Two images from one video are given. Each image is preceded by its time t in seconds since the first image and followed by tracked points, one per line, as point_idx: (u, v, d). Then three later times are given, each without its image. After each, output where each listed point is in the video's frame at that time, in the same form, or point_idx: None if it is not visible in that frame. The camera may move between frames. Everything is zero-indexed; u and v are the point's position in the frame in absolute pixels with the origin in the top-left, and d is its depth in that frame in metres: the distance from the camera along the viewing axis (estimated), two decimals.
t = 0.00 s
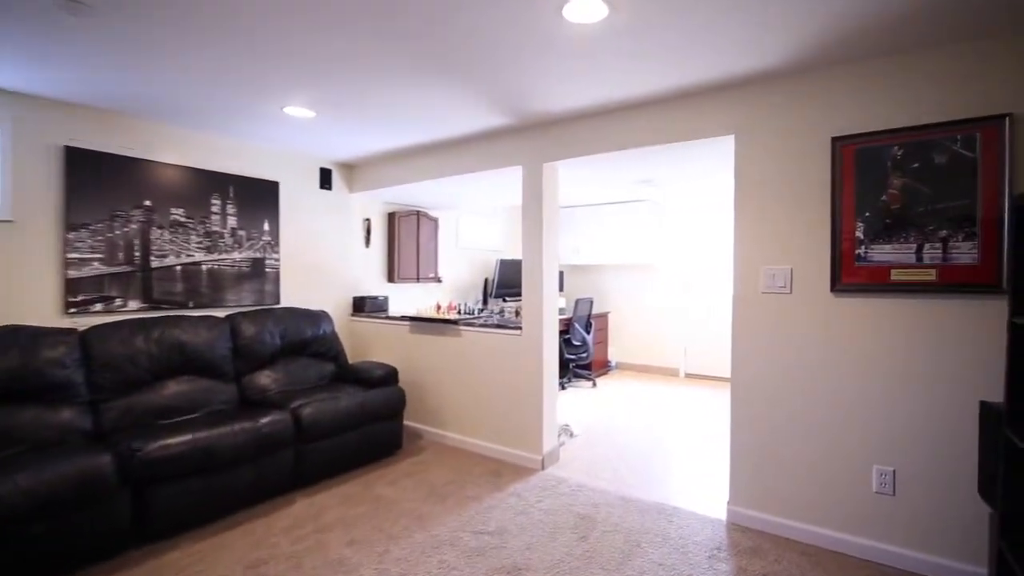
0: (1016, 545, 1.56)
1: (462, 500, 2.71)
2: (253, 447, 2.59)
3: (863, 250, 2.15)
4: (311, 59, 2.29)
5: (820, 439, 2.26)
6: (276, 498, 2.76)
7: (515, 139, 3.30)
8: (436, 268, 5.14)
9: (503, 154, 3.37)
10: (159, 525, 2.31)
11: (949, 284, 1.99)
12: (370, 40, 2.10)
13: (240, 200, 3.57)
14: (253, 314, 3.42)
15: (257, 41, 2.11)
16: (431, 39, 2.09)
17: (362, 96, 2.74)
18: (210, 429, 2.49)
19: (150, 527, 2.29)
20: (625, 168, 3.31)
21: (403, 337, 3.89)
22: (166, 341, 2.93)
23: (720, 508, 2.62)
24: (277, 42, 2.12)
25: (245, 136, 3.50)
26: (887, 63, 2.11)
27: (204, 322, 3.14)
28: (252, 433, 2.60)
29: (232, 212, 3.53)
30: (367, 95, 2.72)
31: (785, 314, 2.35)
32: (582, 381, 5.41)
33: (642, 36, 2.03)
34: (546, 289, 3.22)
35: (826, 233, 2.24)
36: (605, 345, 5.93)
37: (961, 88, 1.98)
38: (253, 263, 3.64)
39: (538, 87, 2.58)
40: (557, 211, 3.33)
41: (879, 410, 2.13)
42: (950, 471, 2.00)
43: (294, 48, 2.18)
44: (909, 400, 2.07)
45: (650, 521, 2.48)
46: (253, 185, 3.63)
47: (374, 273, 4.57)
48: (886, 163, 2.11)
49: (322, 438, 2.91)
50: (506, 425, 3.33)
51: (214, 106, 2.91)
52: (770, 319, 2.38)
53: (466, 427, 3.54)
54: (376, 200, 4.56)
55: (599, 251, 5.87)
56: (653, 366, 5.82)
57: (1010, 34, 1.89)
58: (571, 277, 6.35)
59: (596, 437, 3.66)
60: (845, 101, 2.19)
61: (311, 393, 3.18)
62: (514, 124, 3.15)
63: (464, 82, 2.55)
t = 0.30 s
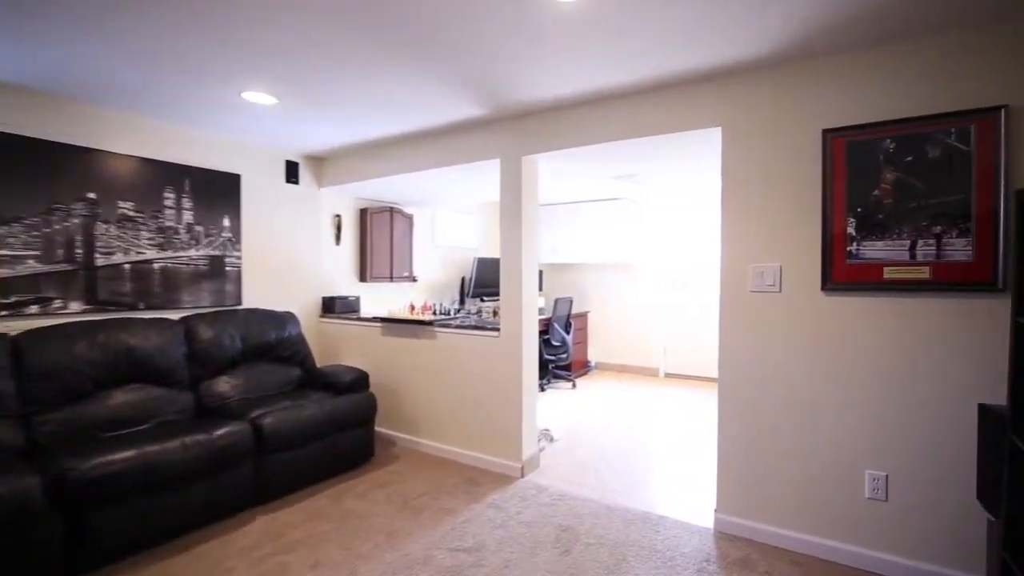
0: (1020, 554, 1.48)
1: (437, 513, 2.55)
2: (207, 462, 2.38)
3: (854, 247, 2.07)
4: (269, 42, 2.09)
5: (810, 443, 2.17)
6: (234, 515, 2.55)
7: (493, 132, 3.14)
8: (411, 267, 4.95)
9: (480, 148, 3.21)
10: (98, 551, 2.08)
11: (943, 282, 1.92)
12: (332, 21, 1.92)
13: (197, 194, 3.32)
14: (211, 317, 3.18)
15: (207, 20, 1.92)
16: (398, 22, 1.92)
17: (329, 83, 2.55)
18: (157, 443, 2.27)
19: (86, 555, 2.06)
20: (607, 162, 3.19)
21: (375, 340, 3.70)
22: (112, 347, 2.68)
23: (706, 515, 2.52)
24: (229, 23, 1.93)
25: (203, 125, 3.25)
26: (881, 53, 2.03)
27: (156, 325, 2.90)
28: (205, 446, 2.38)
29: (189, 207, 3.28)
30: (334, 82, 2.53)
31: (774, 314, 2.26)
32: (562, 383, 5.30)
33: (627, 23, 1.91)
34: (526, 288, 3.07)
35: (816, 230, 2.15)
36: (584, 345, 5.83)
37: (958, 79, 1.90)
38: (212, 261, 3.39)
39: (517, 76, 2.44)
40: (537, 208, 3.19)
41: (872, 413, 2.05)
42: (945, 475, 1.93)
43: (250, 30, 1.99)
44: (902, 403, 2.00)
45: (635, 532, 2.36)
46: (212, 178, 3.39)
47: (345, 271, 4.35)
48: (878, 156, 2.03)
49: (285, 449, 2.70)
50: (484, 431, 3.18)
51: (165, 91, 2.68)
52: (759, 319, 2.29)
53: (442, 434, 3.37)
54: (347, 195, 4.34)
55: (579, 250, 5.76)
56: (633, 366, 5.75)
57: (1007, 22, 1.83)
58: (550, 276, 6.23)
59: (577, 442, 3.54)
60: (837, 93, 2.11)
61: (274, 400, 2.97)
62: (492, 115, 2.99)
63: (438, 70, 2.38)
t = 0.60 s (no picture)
0: None
1: (408, 531, 2.37)
2: (150, 480, 2.15)
3: (849, 245, 1.97)
4: (219, 17, 1.88)
5: (803, 452, 2.07)
6: (183, 538, 2.32)
7: (469, 122, 2.97)
8: (384, 266, 4.74)
9: (454, 140, 3.03)
10: None
11: (941, 281, 1.82)
12: None
13: (147, 186, 3.06)
14: (162, 320, 2.93)
15: None
16: None
17: (288, 67, 2.33)
18: (92, 461, 2.03)
19: None
20: (588, 157, 3.05)
21: (344, 343, 3.49)
22: (46, 353, 2.42)
23: (693, 527, 2.40)
24: None
25: (152, 111, 2.99)
26: (877, 42, 1.92)
27: (98, 329, 2.64)
28: (148, 464, 2.15)
29: (138, 200, 3.03)
30: (294, 66, 2.32)
31: (765, 316, 2.14)
32: (541, 385, 5.16)
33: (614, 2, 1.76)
34: (504, 288, 2.91)
35: (809, 227, 2.05)
36: (564, 346, 5.71)
37: (960, 69, 1.80)
38: (164, 259, 3.14)
39: (494, 62, 2.27)
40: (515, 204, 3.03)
41: (867, 419, 1.96)
42: (943, 484, 1.85)
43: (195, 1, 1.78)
44: (899, 409, 1.91)
45: (620, 547, 2.22)
46: (164, 169, 3.13)
47: (313, 270, 4.12)
48: (874, 150, 1.93)
49: (243, 463, 2.49)
50: (459, 439, 3.01)
51: (107, 72, 2.43)
52: (749, 321, 2.17)
53: (415, 443, 3.19)
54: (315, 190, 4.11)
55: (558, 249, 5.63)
56: (613, 367, 5.65)
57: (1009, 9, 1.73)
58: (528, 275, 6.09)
59: (557, 449, 3.40)
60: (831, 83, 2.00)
61: (231, 409, 2.74)
62: (467, 104, 2.81)
63: (409, 54, 2.20)
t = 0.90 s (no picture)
0: None
1: (380, 551, 2.20)
2: (90, 503, 1.93)
3: (846, 243, 1.87)
4: None
5: (797, 460, 1.97)
6: (130, 564, 2.11)
7: (447, 114, 2.80)
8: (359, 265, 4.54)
9: (431, 132, 2.86)
10: None
11: (942, 281, 1.74)
12: None
13: (96, 178, 2.82)
14: (112, 324, 2.70)
15: None
16: None
17: (249, 51, 2.13)
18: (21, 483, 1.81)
19: None
20: (572, 151, 2.92)
21: (314, 347, 3.29)
22: None
23: (683, 540, 2.29)
24: None
25: (101, 97, 2.75)
26: (875, 29, 1.83)
27: (36, 334, 2.40)
28: (88, 484, 1.94)
29: (85, 193, 2.78)
30: (255, 49, 2.12)
31: (759, 318, 2.04)
32: (522, 388, 5.02)
33: None
34: (483, 289, 2.76)
35: (804, 225, 1.95)
36: (546, 347, 5.58)
37: (961, 58, 1.72)
38: (114, 258, 2.90)
39: (474, 49, 2.12)
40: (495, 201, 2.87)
41: (865, 426, 1.86)
42: (944, 494, 1.76)
43: None
44: (898, 415, 1.82)
45: (607, 563, 2.09)
46: (114, 160, 2.89)
47: (283, 270, 3.91)
48: (872, 143, 1.83)
49: (198, 480, 2.28)
50: (436, 449, 2.85)
51: (45, 53, 2.20)
52: (741, 323, 2.07)
53: (390, 453, 3.01)
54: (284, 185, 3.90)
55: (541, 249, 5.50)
56: (596, 369, 5.55)
57: None
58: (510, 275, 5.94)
59: (540, 456, 3.26)
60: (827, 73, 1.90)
61: (187, 421, 2.53)
62: (445, 94, 2.65)
63: (382, 38, 2.03)
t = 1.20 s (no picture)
0: None
1: None
2: (12, 534, 1.68)
3: (853, 238, 1.75)
4: None
5: (802, 470, 1.85)
6: None
7: (425, 101, 2.61)
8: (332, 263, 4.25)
9: (408, 120, 2.67)
10: None
11: (955, 279, 1.63)
12: None
13: (33, 165, 2.54)
14: (50, 327, 2.43)
15: None
16: None
17: (201, 24, 1.91)
18: None
19: None
20: (558, 142, 2.76)
21: (280, 350, 3.06)
22: None
23: (677, 556, 2.15)
24: None
25: (37, 74, 2.47)
26: (885, 9, 1.70)
27: None
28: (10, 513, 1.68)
29: (19, 182, 2.49)
30: (207, 21, 1.89)
31: (759, 318, 1.91)
32: (504, 391, 4.85)
33: None
34: (464, 288, 2.58)
35: (809, 219, 1.82)
36: (528, 348, 5.42)
37: (976, 41, 1.60)
38: (54, 254, 2.62)
39: (456, 28, 1.94)
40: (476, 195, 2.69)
41: (872, 433, 1.75)
42: (955, 505, 1.67)
43: None
44: (907, 422, 1.71)
45: None
46: (55, 146, 2.61)
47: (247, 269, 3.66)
48: (881, 131, 1.71)
49: (144, 501, 2.04)
50: (413, 460, 2.65)
51: None
52: (741, 324, 1.94)
53: (363, 464, 2.80)
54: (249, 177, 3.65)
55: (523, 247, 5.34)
56: (579, 370, 5.42)
57: None
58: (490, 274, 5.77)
59: (523, 465, 3.09)
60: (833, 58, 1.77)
61: (135, 434, 2.28)
62: (424, 79, 2.46)
63: (352, 13, 1.83)
